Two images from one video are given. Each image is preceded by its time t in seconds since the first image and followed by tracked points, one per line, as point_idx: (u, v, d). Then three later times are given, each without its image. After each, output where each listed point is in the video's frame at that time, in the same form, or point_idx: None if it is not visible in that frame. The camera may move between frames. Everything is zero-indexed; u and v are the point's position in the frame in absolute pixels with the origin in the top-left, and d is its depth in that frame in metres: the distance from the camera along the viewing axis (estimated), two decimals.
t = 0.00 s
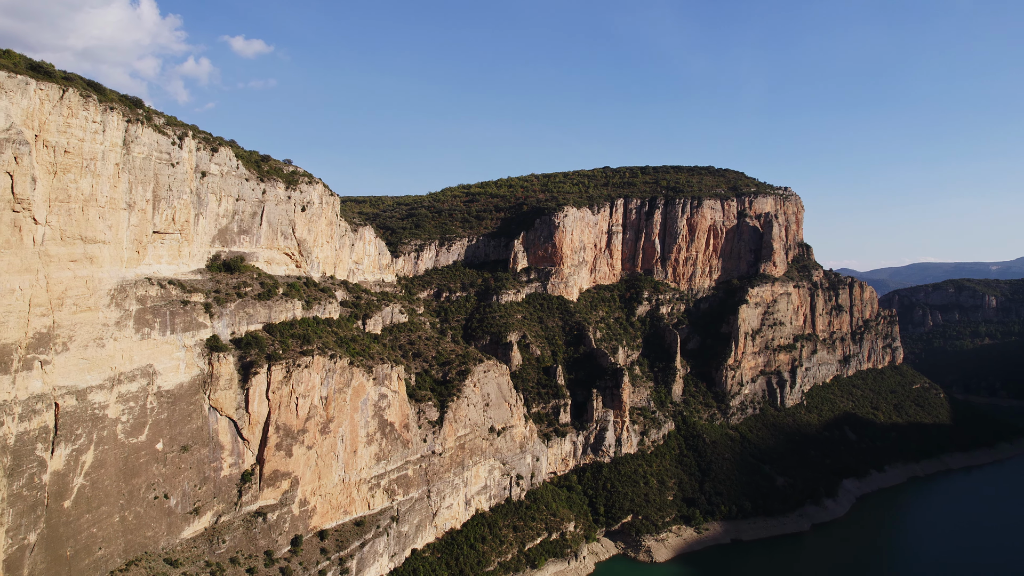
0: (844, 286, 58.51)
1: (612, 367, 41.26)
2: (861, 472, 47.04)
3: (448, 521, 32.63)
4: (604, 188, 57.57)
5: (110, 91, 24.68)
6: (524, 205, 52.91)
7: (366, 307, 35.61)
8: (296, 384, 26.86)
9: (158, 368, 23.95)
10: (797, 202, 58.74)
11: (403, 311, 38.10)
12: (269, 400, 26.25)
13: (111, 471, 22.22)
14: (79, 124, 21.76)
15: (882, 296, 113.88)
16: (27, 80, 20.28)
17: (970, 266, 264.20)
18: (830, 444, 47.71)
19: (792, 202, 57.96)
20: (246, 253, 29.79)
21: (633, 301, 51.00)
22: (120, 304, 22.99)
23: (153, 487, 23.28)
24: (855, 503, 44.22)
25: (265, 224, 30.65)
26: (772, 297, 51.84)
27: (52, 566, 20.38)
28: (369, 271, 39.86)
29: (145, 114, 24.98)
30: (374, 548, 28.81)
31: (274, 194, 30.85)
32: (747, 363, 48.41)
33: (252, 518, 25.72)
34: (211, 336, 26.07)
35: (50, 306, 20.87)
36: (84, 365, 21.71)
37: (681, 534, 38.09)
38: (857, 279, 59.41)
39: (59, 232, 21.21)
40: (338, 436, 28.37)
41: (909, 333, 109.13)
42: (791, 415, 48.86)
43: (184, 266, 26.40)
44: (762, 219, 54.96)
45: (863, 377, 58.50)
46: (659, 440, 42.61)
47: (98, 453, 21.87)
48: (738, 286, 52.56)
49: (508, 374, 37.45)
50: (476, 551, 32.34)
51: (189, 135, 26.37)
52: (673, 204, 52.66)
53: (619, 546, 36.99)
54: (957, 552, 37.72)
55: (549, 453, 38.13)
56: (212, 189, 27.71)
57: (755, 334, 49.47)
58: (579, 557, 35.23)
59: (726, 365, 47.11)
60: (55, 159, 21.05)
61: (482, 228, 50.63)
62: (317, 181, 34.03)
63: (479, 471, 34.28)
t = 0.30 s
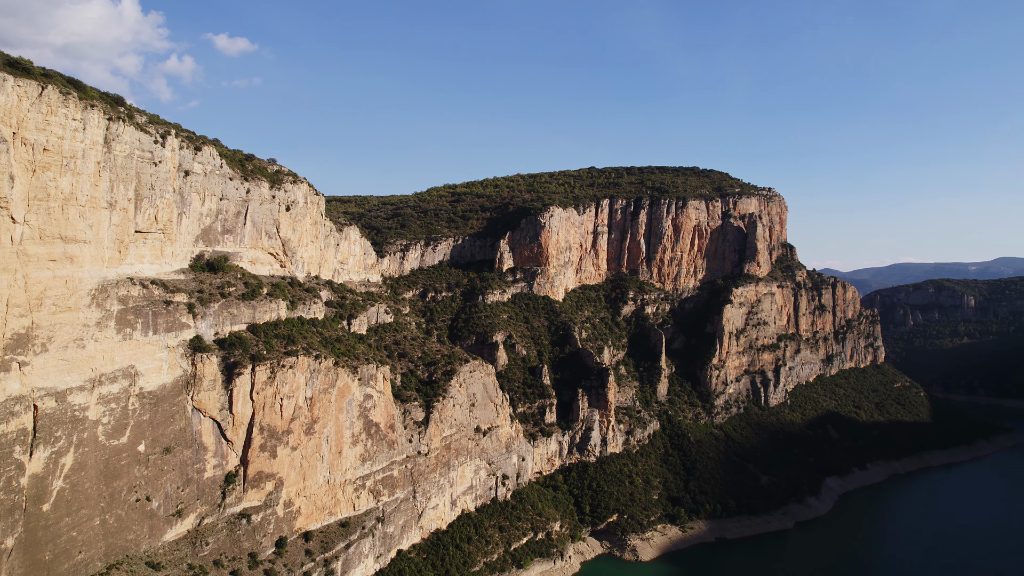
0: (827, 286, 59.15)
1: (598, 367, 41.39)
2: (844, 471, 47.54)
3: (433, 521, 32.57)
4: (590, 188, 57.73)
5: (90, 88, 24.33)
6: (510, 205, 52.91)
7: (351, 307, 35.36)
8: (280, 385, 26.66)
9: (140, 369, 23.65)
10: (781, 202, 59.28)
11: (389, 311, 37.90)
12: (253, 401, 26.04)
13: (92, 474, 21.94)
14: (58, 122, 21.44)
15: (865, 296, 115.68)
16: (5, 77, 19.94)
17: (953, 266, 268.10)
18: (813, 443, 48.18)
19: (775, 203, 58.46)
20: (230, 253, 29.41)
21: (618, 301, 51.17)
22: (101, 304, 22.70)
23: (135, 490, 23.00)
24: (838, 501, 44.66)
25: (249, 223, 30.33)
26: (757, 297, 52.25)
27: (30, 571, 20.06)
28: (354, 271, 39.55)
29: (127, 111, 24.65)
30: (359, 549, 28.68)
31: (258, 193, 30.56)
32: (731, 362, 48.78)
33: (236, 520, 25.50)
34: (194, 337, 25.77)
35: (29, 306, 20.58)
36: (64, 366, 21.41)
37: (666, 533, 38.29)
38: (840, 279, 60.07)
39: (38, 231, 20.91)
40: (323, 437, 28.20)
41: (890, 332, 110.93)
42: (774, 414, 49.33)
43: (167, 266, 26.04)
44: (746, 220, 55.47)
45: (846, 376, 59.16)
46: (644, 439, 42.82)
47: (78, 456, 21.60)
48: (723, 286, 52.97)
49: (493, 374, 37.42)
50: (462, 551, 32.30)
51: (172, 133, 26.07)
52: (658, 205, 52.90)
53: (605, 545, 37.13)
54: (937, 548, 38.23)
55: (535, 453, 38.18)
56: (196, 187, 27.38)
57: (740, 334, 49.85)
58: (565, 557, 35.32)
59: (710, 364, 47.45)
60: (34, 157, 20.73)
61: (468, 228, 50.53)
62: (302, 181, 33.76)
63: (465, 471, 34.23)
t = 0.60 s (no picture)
0: (809, 286, 59.85)
1: (582, 366, 41.53)
2: (826, 469, 48.03)
3: (418, 522, 32.49)
4: (575, 188, 57.87)
5: (69, 85, 23.95)
6: (495, 205, 52.89)
7: (336, 307, 35.09)
8: (264, 386, 26.48)
9: (120, 370, 23.35)
10: (764, 203, 59.89)
11: (373, 311, 37.70)
12: (236, 402, 25.83)
13: (70, 477, 21.61)
14: (36, 119, 21.13)
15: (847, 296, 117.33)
16: None
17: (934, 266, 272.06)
18: (796, 441, 48.66)
19: (758, 203, 59.06)
20: (213, 252, 29.01)
21: (603, 301, 51.33)
22: (80, 305, 22.38)
23: (114, 492, 22.68)
24: (820, 499, 45.09)
25: (232, 222, 29.97)
26: (740, 297, 52.73)
27: None
28: (338, 271, 39.24)
29: (106, 109, 24.32)
30: (343, 550, 28.52)
31: (241, 192, 30.24)
32: (715, 361, 49.15)
33: (219, 522, 25.25)
34: (176, 337, 25.47)
35: (5, 306, 20.21)
36: (41, 367, 21.06)
37: (651, 532, 38.47)
38: (822, 279, 60.80)
39: (15, 230, 20.52)
40: (306, 438, 28.02)
41: (871, 331, 112.27)
42: (757, 413, 49.79)
43: (148, 265, 25.65)
44: (729, 220, 56.04)
45: (828, 375, 59.83)
46: (629, 439, 43.04)
47: (57, 458, 21.25)
48: (707, 286, 53.40)
49: (478, 374, 37.39)
50: (447, 552, 32.26)
51: (153, 131, 25.76)
52: (643, 205, 53.19)
53: (589, 544, 37.26)
54: (918, 546, 38.58)
55: (520, 453, 38.21)
56: (178, 186, 27.03)
57: (723, 333, 50.25)
58: (550, 556, 35.38)
59: (694, 363, 47.78)
60: (10, 154, 20.36)
61: (453, 228, 50.42)
62: (285, 180, 33.47)
63: (450, 471, 34.18)
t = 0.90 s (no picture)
0: (791, 286, 60.58)
1: (566, 366, 41.69)
2: (808, 467, 48.54)
3: (402, 523, 32.37)
4: (559, 189, 57.98)
5: (45, 81, 23.52)
6: (478, 205, 52.86)
7: (319, 307, 34.83)
8: (246, 387, 26.22)
9: (99, 371, 22.98)
10: (745, 204, 60.58)
11: (357, 311, 37.46)
12: (218, 403, 25.54)
13: (47, 480, 21.26)
14: (12, 116, 20.73)
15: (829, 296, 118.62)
16: None
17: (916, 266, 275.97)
18: (778, 440, 49.18)
19: (741, 204, 59.79)
20: (194, 252, 28.60)
21: (587, 301, 51.47)
22: (58, 305, 22.02)
23: (93, 495, 22.34)
24: (801, 497, 45.51)
25: (214, 222, 29.61)
26: (723, 297, 53.22)
27: None
28: (321, 271, 38.93)
29: (84, 106, 23.95)
30: (327, 552, 28.33)
31: (223, 191, 29.92)
32: (698, 361, 49.53)
33: (200, 525, 24.93)
34: (156, 338, 25.10)
35: None
36: (17, 368, 20.66)
37: (635, 531, 38.63)
38: (803, 279, 61.63)
39: None
40: (289, 439, 27.81)
41: (852, 331, 113.16)
42: (740, 412, 50.29)
43: (128, 265, 25.28)
44: (712, 221, 56.70)
45: (809, 374, 60.54)
46: (613, 438, 43.24)
47: (33, 461, 20.92)
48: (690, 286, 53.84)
49: (462, 374, 37.34)
50: (431, 553, 32.18)
51: (133, 129, 25.41)
52: (626, 205, 53.46)
53: (573, 544, 37.38)
54: (900, 543, 38.92)
55: (504, 453, 38.21)
56: (158, 185, 26.68)
57: (706, 333, 50.66)
58: (534, 556, 35.42)
59: (678, 363, 48.11)
60: None
61: (437, 228, 50.28)
62: (267, 179, 33.19)
63: (434, 471, 34.11)
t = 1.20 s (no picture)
0: (772, 286, 61.33)
1: (551, 366, 41.87)
2: (789, 465, 49.06)
3: (386, 523, 32.24)
4: (543, 189, 58.08)
5: (21, 78, 23.11)
6: (463, 205, 52.83)
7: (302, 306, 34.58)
8: (228, 387, 25.98)
9: (77, 372, 22.58)
10: (728, 205, 61.24)
11: (340, 311, 37.21)
12: (200, 404, 25.23)
13: (23, 483, 20.82)
14: None
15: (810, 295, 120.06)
16: None
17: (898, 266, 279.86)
18: (760, 438, 49.76)
19: (723, 204, 60.44)
20: (175, 252, 28.27)
21: (570, 301, 51.62)
22: (34, 305, 21.61)
23: (70, 499, 21.94)
24: (783, 495, 45.93)
25: (195, 221, 29.25)
26: (706, 297, 53.79)
27: None
28: (304, 271, 38.62)
29: (62, 103, 23.59)
30: (310, 553, 28.14)
31: (204, 190, 29.61)
32: (681, 360, 50.00)
33: (181, 527, 24.58)
34: (137, 338, 24.63)
35: None
36: None
37: (618, 530, 38.82)
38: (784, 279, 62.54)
39: None
40: (272, 440, 27.60)
41: (831, 330, 114.77)
42: (722, 411, 50.84)
43: (107, 264, 24.92)
44: (695, 221, 57.45)
45: (790, 373, 61.30)
46: (597, 438, 43.43)
47: (8, 464, 20.48)
48: (673, 286, 54.37)
49: (446, 374, 37.32)
50: (415, 553, 32.12)
51: (112, 127, 25.08)
52: (610, 205, 53.72)
53: (558, 543, 37.49)
54: (883, 540, 39.34)
55: (488, 453, 38.20)
56: (139, 184, 26.36)
57: (689, 333, 51.11)
58: (518, 556, 35.47)
59: (661, 363, 48.51)
60: None
61: (421, 228, 50.14)
62: (250, 178, 32.90)
63: (418, 472, 34.02)
